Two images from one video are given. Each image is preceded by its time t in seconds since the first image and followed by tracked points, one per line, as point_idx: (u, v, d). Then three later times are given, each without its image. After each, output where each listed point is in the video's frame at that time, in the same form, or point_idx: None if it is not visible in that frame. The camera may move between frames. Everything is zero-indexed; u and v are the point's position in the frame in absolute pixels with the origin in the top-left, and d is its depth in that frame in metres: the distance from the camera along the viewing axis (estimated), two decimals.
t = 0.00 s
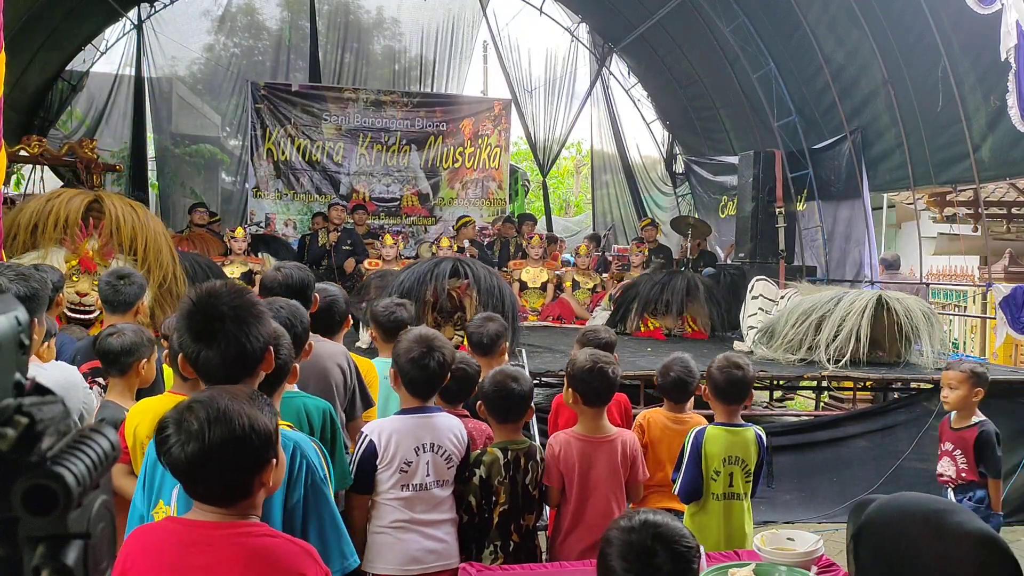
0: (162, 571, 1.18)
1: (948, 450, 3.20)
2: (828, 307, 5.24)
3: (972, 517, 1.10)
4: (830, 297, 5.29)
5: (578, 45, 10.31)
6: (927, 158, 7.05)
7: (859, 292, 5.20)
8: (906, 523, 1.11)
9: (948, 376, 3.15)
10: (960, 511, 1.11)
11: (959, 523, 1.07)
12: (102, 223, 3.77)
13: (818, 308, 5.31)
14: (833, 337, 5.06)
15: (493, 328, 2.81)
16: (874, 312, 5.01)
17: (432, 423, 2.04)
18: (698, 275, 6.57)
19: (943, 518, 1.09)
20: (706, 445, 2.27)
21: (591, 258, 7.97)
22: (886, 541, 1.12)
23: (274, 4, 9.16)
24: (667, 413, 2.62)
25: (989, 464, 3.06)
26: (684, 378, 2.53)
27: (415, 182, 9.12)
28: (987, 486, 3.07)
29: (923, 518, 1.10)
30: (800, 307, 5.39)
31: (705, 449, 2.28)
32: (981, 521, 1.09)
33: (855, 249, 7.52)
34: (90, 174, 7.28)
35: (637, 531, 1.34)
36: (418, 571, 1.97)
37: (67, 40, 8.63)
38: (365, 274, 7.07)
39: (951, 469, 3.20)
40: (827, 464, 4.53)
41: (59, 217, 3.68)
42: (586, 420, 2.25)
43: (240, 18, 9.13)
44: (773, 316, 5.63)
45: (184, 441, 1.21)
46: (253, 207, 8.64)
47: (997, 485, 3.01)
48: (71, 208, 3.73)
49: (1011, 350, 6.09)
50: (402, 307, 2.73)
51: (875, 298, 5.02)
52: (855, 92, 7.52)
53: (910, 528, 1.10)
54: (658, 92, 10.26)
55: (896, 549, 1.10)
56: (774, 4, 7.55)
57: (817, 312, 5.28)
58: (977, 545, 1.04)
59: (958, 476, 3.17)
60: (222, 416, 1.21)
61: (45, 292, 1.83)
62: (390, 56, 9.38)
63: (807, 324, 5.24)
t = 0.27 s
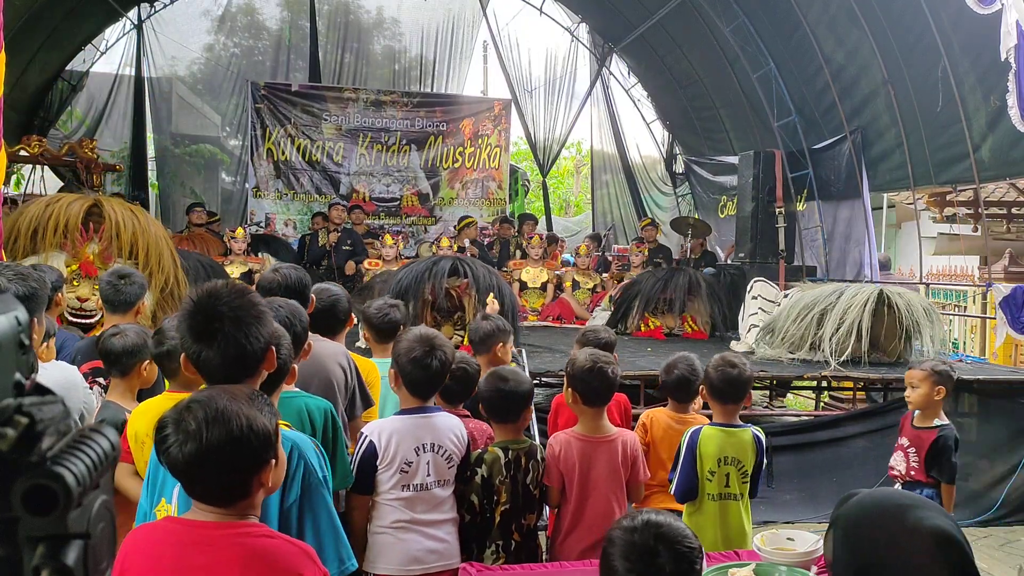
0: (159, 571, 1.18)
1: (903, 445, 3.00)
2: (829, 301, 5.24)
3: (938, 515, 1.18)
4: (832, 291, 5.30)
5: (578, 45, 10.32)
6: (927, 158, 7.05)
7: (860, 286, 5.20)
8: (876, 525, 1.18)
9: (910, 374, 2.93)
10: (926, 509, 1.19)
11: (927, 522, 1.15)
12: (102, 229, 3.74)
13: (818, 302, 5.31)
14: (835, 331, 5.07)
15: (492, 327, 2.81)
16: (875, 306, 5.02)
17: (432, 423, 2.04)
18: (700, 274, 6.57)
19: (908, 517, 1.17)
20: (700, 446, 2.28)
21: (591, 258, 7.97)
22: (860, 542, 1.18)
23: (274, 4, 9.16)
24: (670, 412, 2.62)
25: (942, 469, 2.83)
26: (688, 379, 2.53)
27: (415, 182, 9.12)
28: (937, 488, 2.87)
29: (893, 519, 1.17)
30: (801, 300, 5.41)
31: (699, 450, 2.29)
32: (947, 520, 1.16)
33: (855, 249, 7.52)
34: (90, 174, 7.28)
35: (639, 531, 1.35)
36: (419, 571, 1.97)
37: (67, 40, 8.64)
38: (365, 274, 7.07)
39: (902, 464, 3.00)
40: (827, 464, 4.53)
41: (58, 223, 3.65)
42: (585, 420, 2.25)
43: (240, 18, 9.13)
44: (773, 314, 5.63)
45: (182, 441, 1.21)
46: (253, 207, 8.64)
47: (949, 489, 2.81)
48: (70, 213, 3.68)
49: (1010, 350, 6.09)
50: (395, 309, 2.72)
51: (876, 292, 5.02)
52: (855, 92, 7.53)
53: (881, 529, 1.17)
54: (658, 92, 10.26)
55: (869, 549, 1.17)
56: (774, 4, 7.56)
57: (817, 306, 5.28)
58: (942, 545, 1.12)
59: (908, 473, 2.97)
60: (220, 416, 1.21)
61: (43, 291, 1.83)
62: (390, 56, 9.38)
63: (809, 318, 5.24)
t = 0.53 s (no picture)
0: (160, 571, 1.18)
1: (865, 447, 2.97)
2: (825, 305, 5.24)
3: (926, 513, 1.18)
4: (827, 295, 5.29)
5: (578, 45, 10.32)
6: (927, 158, 7.05)
7: (855, 289, 5.20)
8: (865, 523, 1.18)
9: (869, 377, 2.93)
10: (915, 506, 1.19)
11: (914, 520, 1.15)
12: (99, 236, 3.72)
13: (814, 305, 5.31)
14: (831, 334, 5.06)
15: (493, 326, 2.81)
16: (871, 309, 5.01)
17: (432, 423, 2.04)
18: (701, 274, 6.58)
19: (896, 515, 1.17)
20: (694, 444, 2.29)
21: (591, 258, 7.98)
22: (849, 539, 1.19)
23: (274, 4, 9.17)
24: (670, 412, 2.62)
25: (904, 470, 2.85)
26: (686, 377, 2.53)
27: (415, 182, 9.12)
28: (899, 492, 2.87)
29: (883, 517, 1.17)
30: (797, 303, 5.40)
31: (694, 448, 2.29)
32: (934, 518, 1.17)
33: (855, 250, 7.52)
34: (90, 173, 7.29)
35: (644, 531, 1.35)
36: (420, 571, 1.97)
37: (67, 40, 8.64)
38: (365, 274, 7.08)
39: (864, 466, 2.97)
40: (828, 464, 4.53)
41: (54, 230, 3.64)
42: (586, 420, 2.25)
43: (240, 18, 9.13)
44: (773, 313, 5.63)
45: (185, 442, 1.21)
46: (253, 208, 8.64)
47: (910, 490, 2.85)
48: (66, 219, 3.67)
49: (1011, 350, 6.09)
50: (391, 309, 2.71)
51: (871, 295, 5.02)
52: (855, 92, 7.53)
53: (870, 528, 1.17)
54: (658, 92, 10.26)
55: (860, 546, 1.17)
56: (774, 4, 7.56)
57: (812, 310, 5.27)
58: (931, 544, 1.13)
59: (870, 476, 2.95)
60: (223, 418, 1.21)
61: (43, 291, 1.83)
62: (390, 56, 9.38)
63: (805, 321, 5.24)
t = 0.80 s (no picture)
0: (161, 571, 1.17)
1: (808, 446, 2.94)
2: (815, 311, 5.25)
3: (925, 514, 1.17)
4: (816, 300, 5.30)
5: (578, 45, 10.33)
6: (928, 158, 7.04)
7: (845, 296, 5.19)
8: (864, 522, 1.17)
9: (811, 376, 2.94)
10: (912, 506, 1.18)
11: (910, 521, 1.15)
12: (98, 243, 3.70)
13: (804, 310, 5.32)
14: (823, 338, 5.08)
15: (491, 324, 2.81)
16: (862, 313, 5.02)
17: (432, 423, 2.03)
18: (701, 273, 6.58)
19: (892, 515, 1.16)
20: (689, 444, 2.29)
21: (591, 258, 7.98)
22: (843, 535, 1.19)
23: (274, 4, 9.16)
24: (666, 413, 2.62)
25: (847, 466, 2.83)
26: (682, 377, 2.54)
27: (415, 182, 9.12)
28: (842, 488, 2.84)
29: (879, 518, 1.17)
30: (788, 307, 5.41)
31: (689, 448, 2.30)
32: (932, 519, 1.16)
33: (855, 250, 7.53)
34: (90, 174, 7.29)
35: (649, 532, 1.34)
36: (419, 571, 1.97)
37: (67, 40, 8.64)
38: (365, 275, 7.08)
39: (807, 464, 2.93)
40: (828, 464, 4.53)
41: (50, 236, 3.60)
42: (586, 420, 2.25)
43: (240, 18, 9.12)
44: (772, 314, 5.62)
45: (189, 441, 1.20)
46: (253, 207, 8.63)
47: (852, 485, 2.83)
48: (62, 225, 3.63)
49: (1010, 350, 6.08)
50: (386, 310, 2.71)
51: (861, 301, 5.03)
52: (855, 92, 7.52)
53: (867, 528, 1.17)
54: (658, 92, 10.26)
55: (856, 546, 1.16)
56: (774, 4, 7.56)
57: (802, 315, 5.28)
58: (927, 545, 1.13)
59: (814, 473, 2.91)
60: (226, 418, 1.21)
61: (43, 292, 1.83)
62: (390, 56, 9.38)
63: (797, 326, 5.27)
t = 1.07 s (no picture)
0: (162, 570, 1.18)
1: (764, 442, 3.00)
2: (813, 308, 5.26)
3: (930, 515, 1.20)
4: (814, 298, 5.33)
5: (578, 45, 10.33)
6: (928, 158, 7.05)
7: (841, 295, 5.23)
8: (869, 524, 1.20)
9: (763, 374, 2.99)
10: (919, 508, 1.21)
11: (913, 521, 1.17)
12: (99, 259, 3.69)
13: (801, 307, 5.34)
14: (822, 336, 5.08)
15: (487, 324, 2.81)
16: (858, 311, 5.04)
17: (432, 423, 2.03)
18: (701, 274, 6.58)
19: (896, 516, 1.19)
20: (685, 445, 2.29)
21: (591, 258, 7.98)
22: (851, 538, 1.22)
23: (274, 4, 9.16)
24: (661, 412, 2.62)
25: (789, 459, 2.85)
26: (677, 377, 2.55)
27: (415, 182, 9.12)
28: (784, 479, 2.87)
29: (883, 520, 1.20)
30: (786, 305, 5.44)
31: (685, 450, 2.30)
32: (936, 520, 1.19)
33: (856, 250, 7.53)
34: (90, 174, 7.29)
35: (650, 531, 1.34)
36: (418, 571, 1.97)
37: (67, 40, 8.65)
38: (365, 275, 7.08)
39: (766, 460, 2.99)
40: (828, 464, 4.53)
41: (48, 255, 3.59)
42: (587, 420, 2.25)
43: (240, 18, 9.12)
44: (771, 314, 5.63)
45: (191, 441, 1.21)
46: (253, 208, 8.63)
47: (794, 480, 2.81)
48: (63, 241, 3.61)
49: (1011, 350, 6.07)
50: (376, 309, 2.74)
51: (858, 300, 5.06)
52: (855, 92, 7.53)
53: (871, 528, 1.20)
54: (658, 92, 10.26)
55: (858, 545, 1.20)
56: (774, 4, 7.56)
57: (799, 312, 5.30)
58: (929, 544, 1.15)
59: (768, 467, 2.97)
60: (228, 418, 1.22)
61: (43, 292, 1.83)
62: (390, 56, 9.38)
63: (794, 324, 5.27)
